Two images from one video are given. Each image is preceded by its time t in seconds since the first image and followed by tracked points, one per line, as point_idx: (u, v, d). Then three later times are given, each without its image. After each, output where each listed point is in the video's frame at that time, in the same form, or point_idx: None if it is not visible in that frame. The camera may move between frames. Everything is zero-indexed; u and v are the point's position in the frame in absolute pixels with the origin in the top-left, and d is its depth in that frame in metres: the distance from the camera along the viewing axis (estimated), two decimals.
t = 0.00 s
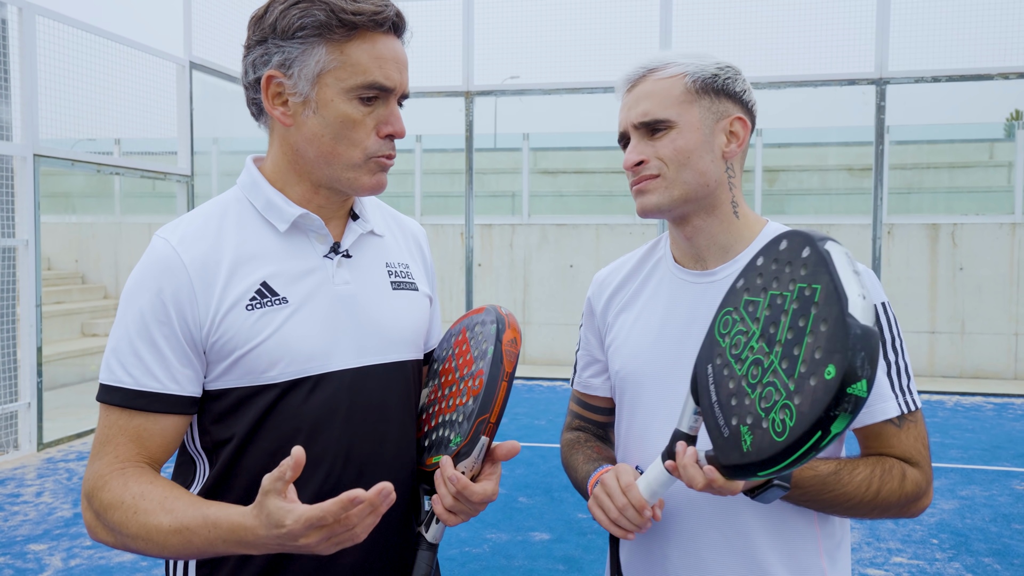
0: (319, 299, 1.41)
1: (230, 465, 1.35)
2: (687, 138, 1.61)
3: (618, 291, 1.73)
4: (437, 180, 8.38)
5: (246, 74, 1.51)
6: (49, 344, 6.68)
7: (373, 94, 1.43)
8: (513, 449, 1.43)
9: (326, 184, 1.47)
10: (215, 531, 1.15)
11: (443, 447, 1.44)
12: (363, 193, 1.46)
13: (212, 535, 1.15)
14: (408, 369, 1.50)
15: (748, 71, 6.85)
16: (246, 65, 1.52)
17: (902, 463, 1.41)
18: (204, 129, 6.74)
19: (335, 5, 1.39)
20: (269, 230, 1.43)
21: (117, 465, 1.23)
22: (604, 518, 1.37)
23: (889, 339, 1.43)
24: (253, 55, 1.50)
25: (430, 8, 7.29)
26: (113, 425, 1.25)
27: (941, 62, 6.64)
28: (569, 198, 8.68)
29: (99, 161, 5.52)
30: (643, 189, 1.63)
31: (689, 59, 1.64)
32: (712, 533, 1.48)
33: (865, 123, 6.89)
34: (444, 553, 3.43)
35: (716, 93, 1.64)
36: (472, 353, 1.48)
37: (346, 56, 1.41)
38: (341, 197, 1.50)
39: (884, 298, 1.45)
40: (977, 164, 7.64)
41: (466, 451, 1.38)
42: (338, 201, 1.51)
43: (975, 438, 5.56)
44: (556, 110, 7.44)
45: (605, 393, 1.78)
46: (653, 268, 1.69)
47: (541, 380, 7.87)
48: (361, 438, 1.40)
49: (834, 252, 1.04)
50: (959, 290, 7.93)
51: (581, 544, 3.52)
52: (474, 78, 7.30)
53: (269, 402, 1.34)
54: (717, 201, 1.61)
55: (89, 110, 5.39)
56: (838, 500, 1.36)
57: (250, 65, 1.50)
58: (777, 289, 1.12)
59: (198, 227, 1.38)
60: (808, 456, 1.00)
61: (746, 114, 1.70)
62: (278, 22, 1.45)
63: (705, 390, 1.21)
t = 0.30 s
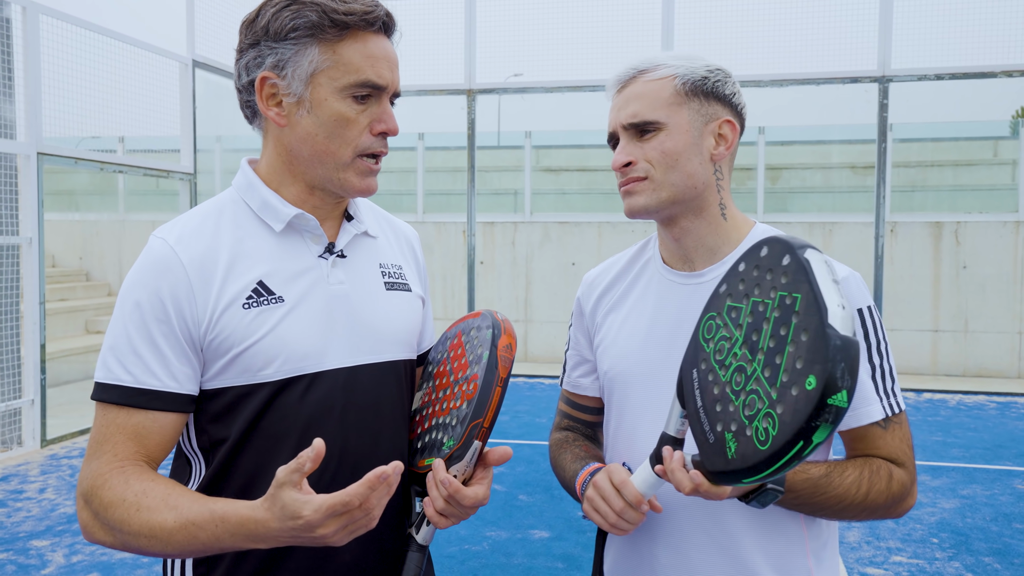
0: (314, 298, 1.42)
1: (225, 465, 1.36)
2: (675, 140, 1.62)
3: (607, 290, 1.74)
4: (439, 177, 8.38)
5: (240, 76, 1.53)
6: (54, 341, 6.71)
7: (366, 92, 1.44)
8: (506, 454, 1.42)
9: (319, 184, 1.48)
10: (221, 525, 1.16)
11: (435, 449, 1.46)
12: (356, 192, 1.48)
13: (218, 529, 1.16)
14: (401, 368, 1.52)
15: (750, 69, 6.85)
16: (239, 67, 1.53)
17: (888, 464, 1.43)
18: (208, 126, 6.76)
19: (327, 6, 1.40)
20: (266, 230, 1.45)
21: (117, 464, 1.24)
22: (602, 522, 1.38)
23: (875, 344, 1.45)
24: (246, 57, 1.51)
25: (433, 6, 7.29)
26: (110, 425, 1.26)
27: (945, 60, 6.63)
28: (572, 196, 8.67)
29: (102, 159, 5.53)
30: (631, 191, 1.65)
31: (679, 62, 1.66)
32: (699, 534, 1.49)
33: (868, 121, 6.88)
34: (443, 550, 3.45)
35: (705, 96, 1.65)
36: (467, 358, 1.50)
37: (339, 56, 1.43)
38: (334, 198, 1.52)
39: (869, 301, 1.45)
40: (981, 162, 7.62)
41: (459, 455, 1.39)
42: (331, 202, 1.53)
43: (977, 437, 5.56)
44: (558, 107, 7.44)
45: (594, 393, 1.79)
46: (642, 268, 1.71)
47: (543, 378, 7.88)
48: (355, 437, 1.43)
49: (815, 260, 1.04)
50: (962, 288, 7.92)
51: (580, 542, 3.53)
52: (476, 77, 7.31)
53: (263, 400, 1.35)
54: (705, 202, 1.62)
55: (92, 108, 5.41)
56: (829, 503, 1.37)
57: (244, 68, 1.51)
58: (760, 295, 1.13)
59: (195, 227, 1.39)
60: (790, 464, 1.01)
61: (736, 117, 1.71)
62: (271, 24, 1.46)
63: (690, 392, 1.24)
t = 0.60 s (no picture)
0: (319, 304, 1.43)
1: (229, 470, 1.37)
2: (676, 148, 1.63)
3: (609, 296, 1.74)
4: (448, 177, 8.40)
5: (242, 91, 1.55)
6: (66, 340, 6.76)
7: (352, 96, 1.44)
8: (508, 473, 1.45)
9: (316, 191, 1.49)
10: (239, 538, 1.18)
11: (439, 462, 1.46)
12: (351, 196, 1.47)
13: (236, 541, 1.18)
14: (405, 376, 1.53)
15: (759, 69, 6.83)
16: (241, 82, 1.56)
17: (895, 471, 1.43)
18: (218, 127, 6.80)
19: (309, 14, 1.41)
20: (272, 237, 1.46)
21: (122, 467, 1.22)
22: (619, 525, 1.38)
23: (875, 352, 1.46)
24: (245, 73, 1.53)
25: (442, 6, 7.30)
26: (111, 425, 1.25)
27: (956, 59, 6.59)
28: (581, 196, 8.64)
29: (113, 159, 5.57)
30: (632, 198, 1.65)
31: (681, 69, 1.67)
32: (701, 544, 1.49)
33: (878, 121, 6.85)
34: (451, 551, 3.46)
35: (706, 104, 1.66)
36: (477, 372, 1.51)
37: (323, 62, 1.43)
38: (335, 205, 1.52)
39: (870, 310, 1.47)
40: (992, 162, 7.57)
41: (462, 470, 1.39)
42: (334, 211, 1.53)
43: (988, 439, 5.52)
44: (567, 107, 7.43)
45: (595, 399, 1.79)
46: (643, 274, 1.71)
47: (552, 378, 7.89)
48: (359, 444, 1.43)
49: (857, 277, 1.02)
50: (973, 288, 7.86)
51: (587, 543, 3.54)
52: (485, 77, 7.33)
53: (265, 405, 1.36)
54: (706, 209, 1.63)
55: (102, 109, 5.45)
56: (844, 511, 1.36)
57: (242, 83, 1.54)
58: (796, 307, 1.13)
59: (204, 234, 1.40)
60: (814, 484, 1.01)
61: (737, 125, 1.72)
62: (262, 38, 1.48)
63: (717, 400, 1.26)
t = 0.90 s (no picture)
0: (325, 326, 1.43)
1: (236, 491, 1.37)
2: (689, 171, 1.63)
3: (619, 316, 1.74)
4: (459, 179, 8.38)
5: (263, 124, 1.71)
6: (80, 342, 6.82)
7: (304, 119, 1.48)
8: (502, 498, 1.47)
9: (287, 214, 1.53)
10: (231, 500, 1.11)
11: (438, 485, 1.46)
12: (303, 213, 1.47)
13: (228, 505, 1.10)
14: (412, 398, 1.52)
15: (770, 71, 6.81)
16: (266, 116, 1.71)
17: (908, 496, 1.42)
18: (230, 131, 6.85)
19: (270, 43, 1.50)
20: (279, 259, 1.47)
21: (114, 462, 1.17)
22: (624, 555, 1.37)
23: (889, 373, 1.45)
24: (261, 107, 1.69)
25: (451, 8, 7.30)
26: (108, 430, 1.21)
27: (969, 60, 6.53)
28: (592, 197, 8.60)
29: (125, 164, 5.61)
30: (643, 220, 1.65)
31: (694, 92, 1.67)
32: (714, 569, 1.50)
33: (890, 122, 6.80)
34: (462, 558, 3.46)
35: (720, 127, 1.66)
36: (478, 395, 1.51)
37: (280, 87, 1.50)
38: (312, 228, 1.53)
39: (883, 330, 1.47)
40: (1006, 162, 7.48)
41: (456, 494, 1.39)
42: (327, 236, 1.53)
43: (1002, 443, 5.47)
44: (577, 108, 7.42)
45: (605, 420, 1.78)
46: (652, 296, 1.71)
47: (562, 381, 7.88)
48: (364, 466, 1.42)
49: (843, 310, 1.03)
50: (987, 290, 7.78)
51: (598, 550, 3.52)
52: (495, 79, 7.34)
53: (270, 425, 1.36)
54: (718, 232, 1.62)
55: (114, 114, 5.48)
56: (853, 537, 1.36)
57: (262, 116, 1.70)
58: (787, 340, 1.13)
59: (215, 257, 1.42)
60: (815, 518, 0.99)
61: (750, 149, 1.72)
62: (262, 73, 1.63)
63: (714, 433, 1.24)
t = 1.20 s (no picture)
0: (342, 331, 1.43)
1: (257, 493, 1.36)
2: (713, 172, 1.60)
3: (641, 318, 1.72)
4: (481, 181, 8.35)
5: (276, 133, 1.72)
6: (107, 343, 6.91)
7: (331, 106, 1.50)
8: (544, 492, 1.43)
9: (309, 205, 1.51)
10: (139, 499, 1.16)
11: (473, 482, 1.45)
12: (331, 199, 1.46)
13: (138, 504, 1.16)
14: (429, 402, 1.50)
15: (794, 71, 6.75)
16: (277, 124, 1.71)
17: (933, 501, 1.38)
18: (254, 133, 6.92)
19: (297, 39, 1.54)
20: (297, 263, 1.47)
21: (129, 476, 1.31)
22: (642, 562, 1.34)
23: (915, 379, 1.41)
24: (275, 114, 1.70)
25: (472, 10, 7.32)
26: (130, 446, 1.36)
27: (997, 58, 6.42)
28: (614, 199, 8.54)
29: (152, 167, 5.68)
30: (666, 222, 1.63)
31: (720, 93, 1.65)
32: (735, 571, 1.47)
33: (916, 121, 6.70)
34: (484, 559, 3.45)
35: (746, 129, 1.64)
36: (505, 391, 1.51)
37: (305, 77, 1.52)
38: (334, 223, 1.51)
39: (909, 335, 1.44)
40: None
41: (499, 490, 1.39)
42: (346, 237, 1.52)
43: None
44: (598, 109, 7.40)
45: (627, 422, 1.76)
46: (673, 299, 1.68)
47: (584, 383, 7.84)
48: (383, 467, 1.40)
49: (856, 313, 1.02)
50: (1017, 292, 7.62)
51: (621, 553, 3.49)
52: (517, 81, 7.35)
53: (290, 432, 1.36)
54: (741, 234, 1.59)
55: (139, 118, 5.56)
56: (875, 545, 1.33)
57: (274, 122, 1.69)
58: (800, 344, 1.11)
59: (231, 262, 1.42)
60: (835, 523, 0.98)
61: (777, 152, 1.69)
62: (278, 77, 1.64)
63: (731, 439, 1.23)
